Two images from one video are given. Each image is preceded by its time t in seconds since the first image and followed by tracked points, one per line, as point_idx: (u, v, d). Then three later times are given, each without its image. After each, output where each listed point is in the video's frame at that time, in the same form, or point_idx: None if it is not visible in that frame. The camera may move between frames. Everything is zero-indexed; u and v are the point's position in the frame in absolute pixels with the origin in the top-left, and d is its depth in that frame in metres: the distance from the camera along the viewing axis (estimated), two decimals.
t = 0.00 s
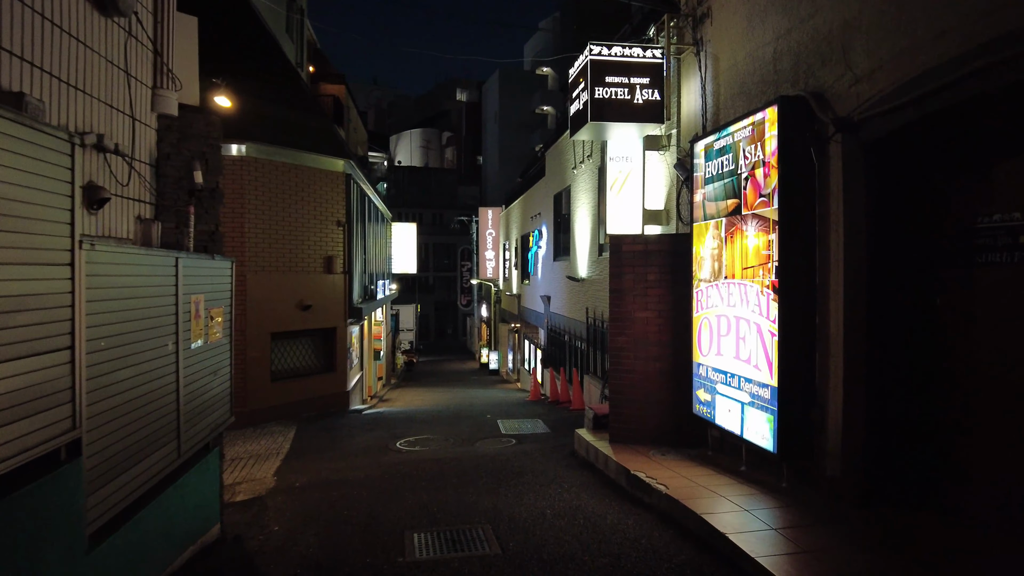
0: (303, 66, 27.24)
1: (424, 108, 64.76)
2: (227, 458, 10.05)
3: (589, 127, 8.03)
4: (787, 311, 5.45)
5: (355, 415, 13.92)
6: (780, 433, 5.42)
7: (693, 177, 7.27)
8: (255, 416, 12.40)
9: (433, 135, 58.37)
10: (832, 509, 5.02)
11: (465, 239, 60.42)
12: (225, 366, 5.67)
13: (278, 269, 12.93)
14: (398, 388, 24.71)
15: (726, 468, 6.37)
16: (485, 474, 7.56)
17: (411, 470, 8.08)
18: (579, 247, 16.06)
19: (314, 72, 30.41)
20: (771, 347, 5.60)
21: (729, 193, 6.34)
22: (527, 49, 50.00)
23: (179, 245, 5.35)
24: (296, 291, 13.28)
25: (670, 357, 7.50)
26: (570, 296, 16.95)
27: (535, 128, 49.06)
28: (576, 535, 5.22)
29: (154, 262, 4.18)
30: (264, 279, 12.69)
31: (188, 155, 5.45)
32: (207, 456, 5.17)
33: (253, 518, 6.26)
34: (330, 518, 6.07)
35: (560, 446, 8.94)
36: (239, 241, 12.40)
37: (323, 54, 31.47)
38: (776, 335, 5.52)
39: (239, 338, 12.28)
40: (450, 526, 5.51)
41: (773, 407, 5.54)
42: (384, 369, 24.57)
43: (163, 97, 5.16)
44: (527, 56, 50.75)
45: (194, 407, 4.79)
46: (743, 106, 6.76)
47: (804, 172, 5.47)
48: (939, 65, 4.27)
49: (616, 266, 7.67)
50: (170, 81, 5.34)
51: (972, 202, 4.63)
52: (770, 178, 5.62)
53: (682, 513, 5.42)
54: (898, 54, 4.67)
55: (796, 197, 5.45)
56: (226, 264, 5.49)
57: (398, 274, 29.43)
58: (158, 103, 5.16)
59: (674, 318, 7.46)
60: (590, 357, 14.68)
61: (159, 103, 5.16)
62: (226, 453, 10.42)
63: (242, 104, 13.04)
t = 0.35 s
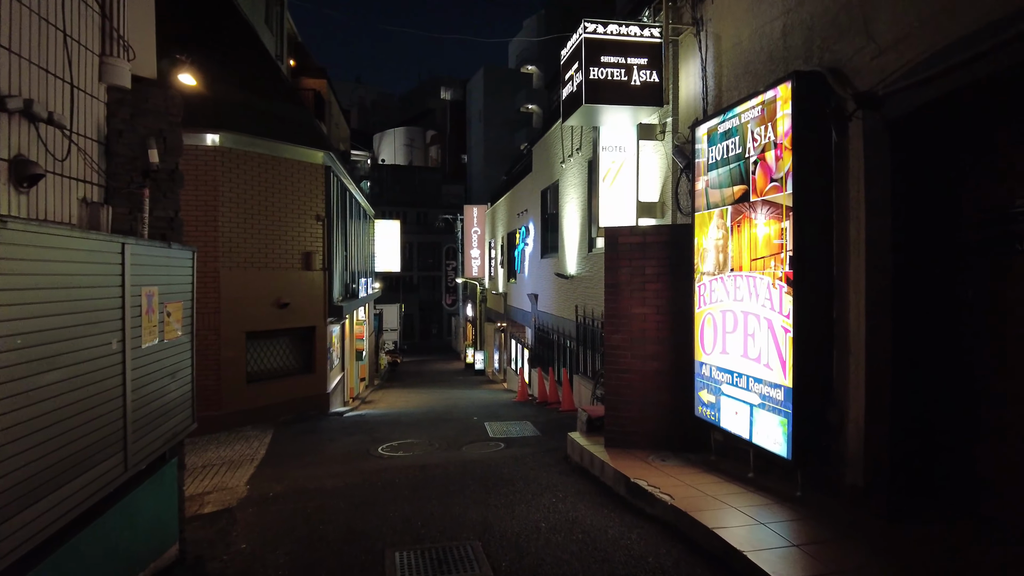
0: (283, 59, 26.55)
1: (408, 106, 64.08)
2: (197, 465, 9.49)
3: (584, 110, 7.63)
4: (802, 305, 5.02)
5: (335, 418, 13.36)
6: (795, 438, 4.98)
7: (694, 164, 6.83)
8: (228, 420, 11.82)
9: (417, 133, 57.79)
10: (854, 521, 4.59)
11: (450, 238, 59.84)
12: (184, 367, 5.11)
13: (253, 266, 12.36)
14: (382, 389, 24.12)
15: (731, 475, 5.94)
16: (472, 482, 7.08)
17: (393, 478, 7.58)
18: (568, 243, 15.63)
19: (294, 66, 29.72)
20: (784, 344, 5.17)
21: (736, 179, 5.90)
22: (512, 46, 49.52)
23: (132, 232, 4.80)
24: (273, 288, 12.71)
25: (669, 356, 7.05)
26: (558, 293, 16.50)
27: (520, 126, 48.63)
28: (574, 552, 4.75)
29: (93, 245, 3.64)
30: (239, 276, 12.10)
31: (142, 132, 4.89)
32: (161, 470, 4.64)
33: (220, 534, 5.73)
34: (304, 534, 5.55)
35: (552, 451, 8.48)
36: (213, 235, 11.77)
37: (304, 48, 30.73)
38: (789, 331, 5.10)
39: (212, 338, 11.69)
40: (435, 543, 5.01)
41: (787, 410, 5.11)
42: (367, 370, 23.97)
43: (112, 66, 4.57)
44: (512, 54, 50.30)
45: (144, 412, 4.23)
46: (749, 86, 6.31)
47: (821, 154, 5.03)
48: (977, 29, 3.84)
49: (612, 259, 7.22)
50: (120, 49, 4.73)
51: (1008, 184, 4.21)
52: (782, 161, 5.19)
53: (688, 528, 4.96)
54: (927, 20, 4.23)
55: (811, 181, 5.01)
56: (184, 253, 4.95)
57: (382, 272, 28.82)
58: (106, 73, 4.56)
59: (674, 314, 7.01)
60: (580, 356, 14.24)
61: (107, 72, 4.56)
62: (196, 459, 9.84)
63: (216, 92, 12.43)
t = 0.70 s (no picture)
0: (277, 54, 26.04)
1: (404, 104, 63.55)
2: (181, 474, 9.00)
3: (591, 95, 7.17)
4: (839, 304, 4.55)
5: (328, 422, 12.86)
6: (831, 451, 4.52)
7: (712, 152, 6.36)
8: (216, 425, 11.32)
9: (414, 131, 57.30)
10: (900, 544, 4.13)
11: (447, 238, 59.35)
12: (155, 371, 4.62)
13: (242, 264, 11.86)
14: (378, 391, 23.64)
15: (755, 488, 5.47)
16: (473, 495, 6.60)
17: (388, 490, 7.09)
18: (569, 240, 15.16)
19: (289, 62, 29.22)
20: (818, 347, 4.70)
21: (761, 167, 5.43)
22: (509, 43, 49.06)
23: (94, 223, 4.28)
24: (263, 287, 12.22)
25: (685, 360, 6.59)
26: (559, 293, 16.03)
27: (518, 125, 48.15)
28: None
29: (40, 235, 3.15)
30: (227, 274, 11.61)
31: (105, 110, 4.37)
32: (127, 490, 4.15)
33: (198, 556, 5.25)
34: (290, 556, 5.07)
35: (557, 459, 8.00)
36: (200, 231, 11.25)
37: (299, 44, 30.21)
38: (824, 332, 4.63)
39: (199, 339, 11.20)
40: (433, 569, 4.55)
41: (821, 419, 4.64)
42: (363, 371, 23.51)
43: (70, 36, 4.03)
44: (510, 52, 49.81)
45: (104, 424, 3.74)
46: (772, 68, 5.85)
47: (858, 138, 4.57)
48: None
49: (622, 256, 6.75)
50: (77, 16, 4.18)
51: None
52: (815, 146, 4.72)
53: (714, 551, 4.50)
54: None
55: (848, 168, 4.55)
56: (152, 244, 4.45)
57: (378, 272, 28.29)
58: (63, 43, 4.03)
59: (689, 313, 6.53)
60: (582, 357, 13.75)
61: (64, 43, 4.03)
62: (181, 468, 9.35)
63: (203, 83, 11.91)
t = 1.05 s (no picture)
0: (274, 49, 25.59)
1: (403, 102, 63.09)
2: (166, 483, 8.52)
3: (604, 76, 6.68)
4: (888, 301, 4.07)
5: (324, 426, 12.38)
6: (879, 466, 4.06)
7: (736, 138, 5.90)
8: (206, 430, 10.83)
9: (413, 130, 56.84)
10: (962, 568, 3.67)
11: (446, 237, 58.90)
12: (121, 377, 4.12)
13: (233, 260, 11.37)
14: (376, 391, 23.20)
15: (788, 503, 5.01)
16: (477, 509, 6.14)
17: (385, 503, 6.63)
18: (573, 237, 14.69)
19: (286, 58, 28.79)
20: (863, 348, 4.21)
21: (795, 150, 4.96)
22: (509, 41, 48.60)
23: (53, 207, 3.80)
24: (254, 285, 11.73)
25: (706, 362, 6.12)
26: (562, 291, 15.56)
27: (517, 123, 47.71)
28: None
29: None
30: (217, 271, 11.10)
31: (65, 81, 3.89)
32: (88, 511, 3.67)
33: None
34: None
35: (565, 468, 7.53)
36: (189, 226, 10.72)
37: (296, 40, 29.75)
38: (871, 331, 4.14)
39: (187, 340, 10.69)
40: None
41: (868, 429, 4.14)
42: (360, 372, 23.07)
43: None
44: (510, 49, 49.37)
45: (51, 434, 3.20)
46: (803, 44, 5.39)
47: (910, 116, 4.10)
48: None
49: (638, 250, 6.29)
50: None
51: None
52: (861, 124, 4.23)
53: None
54: None
55: (899, 148, 4.07)
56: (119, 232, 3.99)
57: (376, 270, 27.81)
58: (15, 3, 3.54)
59: (711, 311, 6.06)
60: (588, 359, 13.28)
61: (17, 3, 3.54)
62: (167, 476, 8.87)
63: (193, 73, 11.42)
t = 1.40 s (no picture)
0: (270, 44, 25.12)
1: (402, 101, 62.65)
2: (149, 488, 8.04)
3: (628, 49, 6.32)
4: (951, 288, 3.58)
5: (319, 427, 11.91)
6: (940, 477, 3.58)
7: (765, 115, 5.43)
8: (195, 432, 10.35)
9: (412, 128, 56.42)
10: None
11: (445, 236, 58.44)
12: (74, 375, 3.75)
13: (222, 254, 10.87)
14: (374, 392, 22.74)
15: (826, 514, 4.56)
16: (481, 520, 5.68)
17: (383, 512, 6.16)
18: (578, 232, 14.21)
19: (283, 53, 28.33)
20: (920, 343, 3.72)
21: (835, 124, 4.47)
22: (509, 38, 48.21)
23: None
24: (244, 280, 11.25)
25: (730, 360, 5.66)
26: (566, 287, 15.09)
27: (518, 121, 47.30)
28: None
29: None
30: (205, 265, 10.59)
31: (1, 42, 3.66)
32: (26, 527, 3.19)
33: None
34: None
35: (575, 474, 7.07)
36: (176, 217, 10.22)
37: (294, 35, 29.29)
38: (931, 324, 3.66)
39: (175, 337, 10.19)
40: None
41: (927, 434, 3.66)
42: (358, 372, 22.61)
43: None
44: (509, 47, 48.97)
45: None
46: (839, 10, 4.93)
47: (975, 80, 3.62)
48: None
49: (656, 240, 5.84)
50: None
51: None
52: (918, 89, 3.72)
53: None
54: None
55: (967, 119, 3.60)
56: (67, 205, 3.66)
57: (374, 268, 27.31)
58: None
59: (736, 303, 5.62)
60: (594, 358, 12.80)
61: None
62: (151, 480, 8.39)
63: (181, 59, 10.95)
